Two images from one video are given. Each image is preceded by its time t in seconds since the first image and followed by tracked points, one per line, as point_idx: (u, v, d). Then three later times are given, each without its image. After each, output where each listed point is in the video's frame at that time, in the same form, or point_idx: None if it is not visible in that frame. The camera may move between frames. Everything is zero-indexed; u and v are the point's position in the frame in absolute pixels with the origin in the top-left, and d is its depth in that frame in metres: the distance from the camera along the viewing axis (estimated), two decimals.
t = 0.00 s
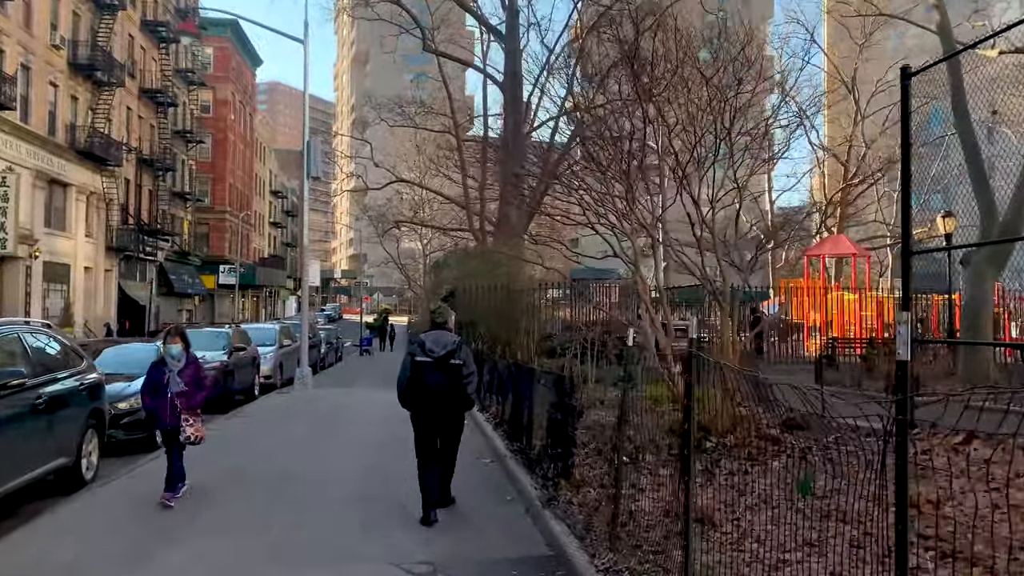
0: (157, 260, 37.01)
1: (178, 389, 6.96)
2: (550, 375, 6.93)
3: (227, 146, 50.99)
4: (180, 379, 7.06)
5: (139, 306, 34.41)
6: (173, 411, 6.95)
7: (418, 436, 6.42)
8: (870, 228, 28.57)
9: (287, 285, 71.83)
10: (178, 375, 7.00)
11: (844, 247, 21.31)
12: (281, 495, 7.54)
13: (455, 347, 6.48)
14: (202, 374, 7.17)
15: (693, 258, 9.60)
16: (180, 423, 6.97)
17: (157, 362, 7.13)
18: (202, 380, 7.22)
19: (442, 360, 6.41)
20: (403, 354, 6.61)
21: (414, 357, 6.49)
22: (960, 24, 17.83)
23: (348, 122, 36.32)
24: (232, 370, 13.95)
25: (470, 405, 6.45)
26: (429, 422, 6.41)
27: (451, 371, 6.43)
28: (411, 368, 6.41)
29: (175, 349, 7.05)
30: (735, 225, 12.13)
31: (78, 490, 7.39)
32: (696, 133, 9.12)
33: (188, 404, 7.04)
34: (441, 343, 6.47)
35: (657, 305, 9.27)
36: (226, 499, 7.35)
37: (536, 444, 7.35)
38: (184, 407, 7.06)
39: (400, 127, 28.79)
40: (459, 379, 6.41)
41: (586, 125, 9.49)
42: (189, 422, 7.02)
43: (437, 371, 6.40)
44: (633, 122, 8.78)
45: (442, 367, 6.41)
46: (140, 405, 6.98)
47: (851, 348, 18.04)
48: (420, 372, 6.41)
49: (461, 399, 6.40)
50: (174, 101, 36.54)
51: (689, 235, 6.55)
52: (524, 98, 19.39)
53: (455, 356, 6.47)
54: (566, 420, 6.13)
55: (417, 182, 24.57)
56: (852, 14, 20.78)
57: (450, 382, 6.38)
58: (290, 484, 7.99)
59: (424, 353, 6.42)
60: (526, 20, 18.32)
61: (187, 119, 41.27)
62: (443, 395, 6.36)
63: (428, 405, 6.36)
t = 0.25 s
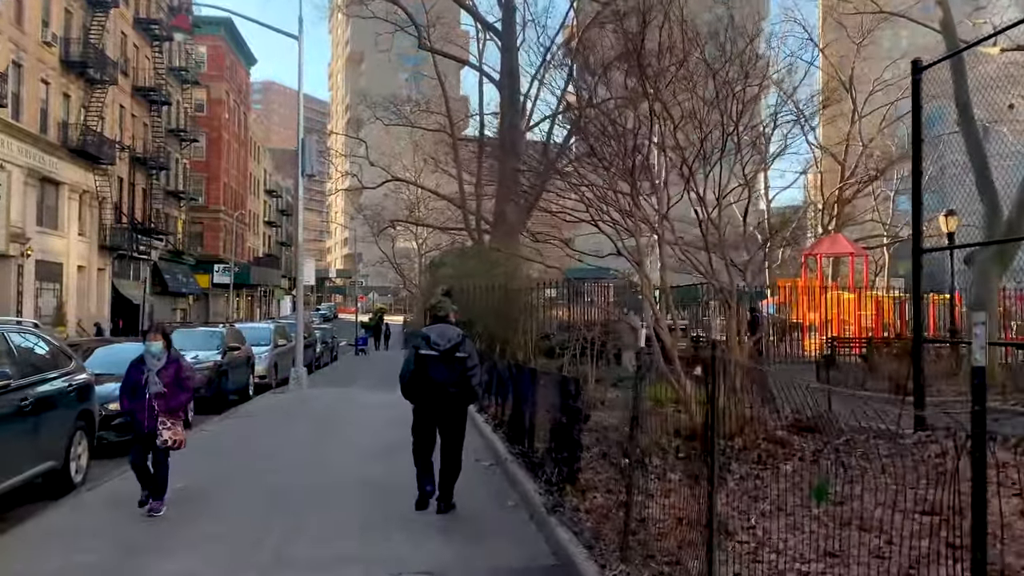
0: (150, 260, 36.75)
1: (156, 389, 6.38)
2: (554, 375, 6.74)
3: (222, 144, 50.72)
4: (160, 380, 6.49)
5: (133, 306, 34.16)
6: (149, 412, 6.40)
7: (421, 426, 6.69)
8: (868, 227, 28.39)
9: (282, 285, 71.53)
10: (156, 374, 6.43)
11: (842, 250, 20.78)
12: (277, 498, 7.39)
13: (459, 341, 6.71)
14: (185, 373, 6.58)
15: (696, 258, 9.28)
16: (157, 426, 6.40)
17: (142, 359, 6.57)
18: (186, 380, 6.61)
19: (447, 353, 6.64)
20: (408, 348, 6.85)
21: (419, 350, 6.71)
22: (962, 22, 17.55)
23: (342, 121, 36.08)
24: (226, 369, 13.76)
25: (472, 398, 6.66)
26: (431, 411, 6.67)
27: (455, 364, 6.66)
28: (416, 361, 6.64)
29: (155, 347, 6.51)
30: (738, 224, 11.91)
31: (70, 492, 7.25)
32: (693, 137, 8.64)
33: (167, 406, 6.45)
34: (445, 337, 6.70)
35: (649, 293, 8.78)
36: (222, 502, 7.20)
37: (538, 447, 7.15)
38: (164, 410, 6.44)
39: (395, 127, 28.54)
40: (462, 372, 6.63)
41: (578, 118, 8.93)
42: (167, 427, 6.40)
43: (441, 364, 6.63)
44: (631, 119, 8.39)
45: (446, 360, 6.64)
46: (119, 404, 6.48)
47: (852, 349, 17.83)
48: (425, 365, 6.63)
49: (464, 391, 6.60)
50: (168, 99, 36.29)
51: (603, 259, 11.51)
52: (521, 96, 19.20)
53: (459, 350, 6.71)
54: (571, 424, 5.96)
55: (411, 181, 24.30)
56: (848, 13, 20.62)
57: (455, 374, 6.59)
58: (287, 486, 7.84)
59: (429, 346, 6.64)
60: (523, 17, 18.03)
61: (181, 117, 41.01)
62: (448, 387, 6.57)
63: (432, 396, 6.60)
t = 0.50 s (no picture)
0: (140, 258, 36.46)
1: (128, 398, 5.89)
2: (555, 377, 6.57)
3: (212, 143, 50.42)
4: (132, 387, 5.99)
5: (122, 305, 33.89)
6: (121, 423, 5.91)
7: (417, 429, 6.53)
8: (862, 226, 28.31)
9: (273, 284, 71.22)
10: (128, 382, 5.94)
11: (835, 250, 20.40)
12: (271, 499, 7.21)
13: (453, 343, 6.58)
14: (158, 380, 6.10)
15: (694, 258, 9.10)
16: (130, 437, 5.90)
17: (113, 365, 6.05)
18: (160, 387, 6.13)
19: (442, 356, 6.48)
20: (402, 351, 6.69)
21: (413, 354, 6.55)
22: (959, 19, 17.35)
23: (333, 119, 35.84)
24: (216, 369, 13.53)
25: (468, 400, 6.52)
26: (427, 415, 6.51)
27: (450, 366, 6.51)
28: (411, 365, 6.48)
29: (126, 352, 6.00)
30: (737, 222, 11.74)
31: (57, 494, 7.06)
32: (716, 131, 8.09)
33: (141, 416, 5.98)
34: (440, 340, 6.54)
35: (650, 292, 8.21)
36: (215, 504, 7.02)
37: (538, 450, 6.98)
38: (137, 420, 5.96)
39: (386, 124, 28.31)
40: (457, 374, 6.48)
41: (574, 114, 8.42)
42: (139, 439, 5.93)
43: (437, 367, 6.47)
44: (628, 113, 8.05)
45: (441, 363, 6.48)
46: (87, 414, 5.95)
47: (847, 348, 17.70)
48: (420, 369, 6.48)
49: (459, 393, 6.46)
50: (157, 97, 36.01)
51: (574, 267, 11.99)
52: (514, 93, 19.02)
53: (454, 352, 6.57)
54: (575, 427, 5.83)
55: (402, 179, 24.03)
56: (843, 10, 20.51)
57: (450, 376, 6.45)
58: (281, 487, 7.66)
59: (424, 349, 6.49)
60: (516, 13, 17.76)
61: (170, 115, 40.72)
62: (443, 389, 6.44)
63: (427, 398, 6.45)
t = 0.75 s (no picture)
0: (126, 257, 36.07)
1: (92, 400, 5.47)
2: (552, 377, 6.41)
3: (198, 141, 50.00)
4: (94, 389, 5.56)
5: (107, 304, 33.51)
6: (83, 427, 5.46)
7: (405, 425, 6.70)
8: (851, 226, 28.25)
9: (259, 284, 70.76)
10: (90, 383, 5.51)
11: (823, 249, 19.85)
12: (258, 502, 6.99)
13: (437, 340, 6.76)
14: (121, 383, 5.70)
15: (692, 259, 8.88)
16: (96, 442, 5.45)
17: (68, 365, 5.58)
18: (121, 389, 5.72)
19: (425, 352, 6.69)
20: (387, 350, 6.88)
21: (398, 351, 6.74)
22: (948, 18, 17.23)
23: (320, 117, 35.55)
24: (202, 369, 13.29)
25: (453, 396, 6.73)
26: (414, 411, 6.71)
27: (433, 363, 6.70)
28: (395, 362, 6.67)
29: (87, 350, 5.57)
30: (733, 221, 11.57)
31: (36, 497, 6.82)
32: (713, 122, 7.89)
33: (103, 419, 5.57)
34: (423, 337, 6.75)
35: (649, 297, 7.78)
36: (201, 508, 6.80)
37: (534, 453, 6.77)
38: (101, 424, 5.53)
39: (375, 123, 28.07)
40: (442, 371, 6.68)
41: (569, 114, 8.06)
42: (104, 444, 5.51)
43: (419, 363, 6.68)
44: (625, 110, 7.85)
45: (423, 359, 6.69)
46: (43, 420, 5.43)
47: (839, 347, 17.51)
48: (404, 365, 6.67)
49: (445, 389, 6.68)
50: (143, 95, 35.64)
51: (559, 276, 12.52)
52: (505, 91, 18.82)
53: (438, 349, 6.75)
54: (576, 430, 5.51)
55: (389, 178, 23.78)
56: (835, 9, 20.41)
57: (434, 373, 6.65)
58: (270, 490, 7.44)
59: (407, 346, 6.69)
60: (506, 10, 17.57)
61: (156, 113, 40.33)
62: (429, 386, 6.64)
63: (413, 395, 6.65)
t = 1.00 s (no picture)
0: (105, 255, 35.58)
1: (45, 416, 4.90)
2: (545, 382, 6.18)
3: (179, 138, 49.44)
4: (48, 404, 5.00)
5: (86, 303, 33.02)
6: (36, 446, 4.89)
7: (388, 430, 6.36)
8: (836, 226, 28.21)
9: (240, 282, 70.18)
10: (43, 397, 4.95)
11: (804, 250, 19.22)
12: (238, 509, 6.72)
13: (421, 340, 6.48)
14: (78, 396, 5.15)
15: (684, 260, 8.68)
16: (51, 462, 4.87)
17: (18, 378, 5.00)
18: (80, 403, 5.17)
19: (408, 352, 6.41)
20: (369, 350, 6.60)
21: (380, 352, 6.46)
22: (938, 18, 17.10)
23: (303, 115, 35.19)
24: (180, 371, 12.97)
25: (437, 398, 6.41)
26: (398, 414, 6.37)
27: (416, 364, 6.42)
28: (378, 362, 6.38)
29: (40, 360, 5.02)
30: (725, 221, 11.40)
31: (3, 507, 6.53)
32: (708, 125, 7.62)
33: (59, 437, 5.00)
34: (407, 337, 6.46)
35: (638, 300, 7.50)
36: (179, 516, 6.52)
37: (525, 461, 6.54)
38: (56, 443, 4.96)
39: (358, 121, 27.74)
40: (424, 371, 6.38)
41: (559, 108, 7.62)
42: (61, 465, 4.94)
43: (402, 364, 6.39)
44: (618, 107, 7.59)
45: (406, 360, 6.40)
46: None
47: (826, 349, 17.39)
48: (387, 366, 6.38)
49: (428, 390, 6.36)
50: (124, 91, 35.13)
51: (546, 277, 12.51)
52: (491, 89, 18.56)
53: (421, 349, 6.47)
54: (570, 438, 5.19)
55: (371, 176, 23.44)
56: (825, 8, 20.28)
57: (417, 374, 6.36)
58: (250, 496, 7.17)
59: (390, 346, 6.41)
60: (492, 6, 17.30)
61: (137, 110, 39.81)
62: (410, 387, 6.34)
63: (396, 397, 6.31)
